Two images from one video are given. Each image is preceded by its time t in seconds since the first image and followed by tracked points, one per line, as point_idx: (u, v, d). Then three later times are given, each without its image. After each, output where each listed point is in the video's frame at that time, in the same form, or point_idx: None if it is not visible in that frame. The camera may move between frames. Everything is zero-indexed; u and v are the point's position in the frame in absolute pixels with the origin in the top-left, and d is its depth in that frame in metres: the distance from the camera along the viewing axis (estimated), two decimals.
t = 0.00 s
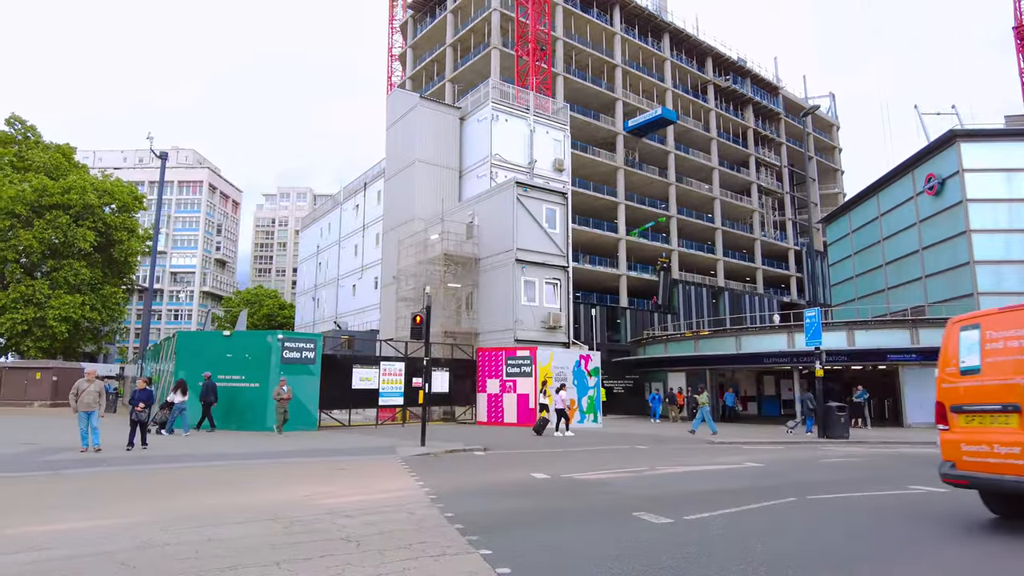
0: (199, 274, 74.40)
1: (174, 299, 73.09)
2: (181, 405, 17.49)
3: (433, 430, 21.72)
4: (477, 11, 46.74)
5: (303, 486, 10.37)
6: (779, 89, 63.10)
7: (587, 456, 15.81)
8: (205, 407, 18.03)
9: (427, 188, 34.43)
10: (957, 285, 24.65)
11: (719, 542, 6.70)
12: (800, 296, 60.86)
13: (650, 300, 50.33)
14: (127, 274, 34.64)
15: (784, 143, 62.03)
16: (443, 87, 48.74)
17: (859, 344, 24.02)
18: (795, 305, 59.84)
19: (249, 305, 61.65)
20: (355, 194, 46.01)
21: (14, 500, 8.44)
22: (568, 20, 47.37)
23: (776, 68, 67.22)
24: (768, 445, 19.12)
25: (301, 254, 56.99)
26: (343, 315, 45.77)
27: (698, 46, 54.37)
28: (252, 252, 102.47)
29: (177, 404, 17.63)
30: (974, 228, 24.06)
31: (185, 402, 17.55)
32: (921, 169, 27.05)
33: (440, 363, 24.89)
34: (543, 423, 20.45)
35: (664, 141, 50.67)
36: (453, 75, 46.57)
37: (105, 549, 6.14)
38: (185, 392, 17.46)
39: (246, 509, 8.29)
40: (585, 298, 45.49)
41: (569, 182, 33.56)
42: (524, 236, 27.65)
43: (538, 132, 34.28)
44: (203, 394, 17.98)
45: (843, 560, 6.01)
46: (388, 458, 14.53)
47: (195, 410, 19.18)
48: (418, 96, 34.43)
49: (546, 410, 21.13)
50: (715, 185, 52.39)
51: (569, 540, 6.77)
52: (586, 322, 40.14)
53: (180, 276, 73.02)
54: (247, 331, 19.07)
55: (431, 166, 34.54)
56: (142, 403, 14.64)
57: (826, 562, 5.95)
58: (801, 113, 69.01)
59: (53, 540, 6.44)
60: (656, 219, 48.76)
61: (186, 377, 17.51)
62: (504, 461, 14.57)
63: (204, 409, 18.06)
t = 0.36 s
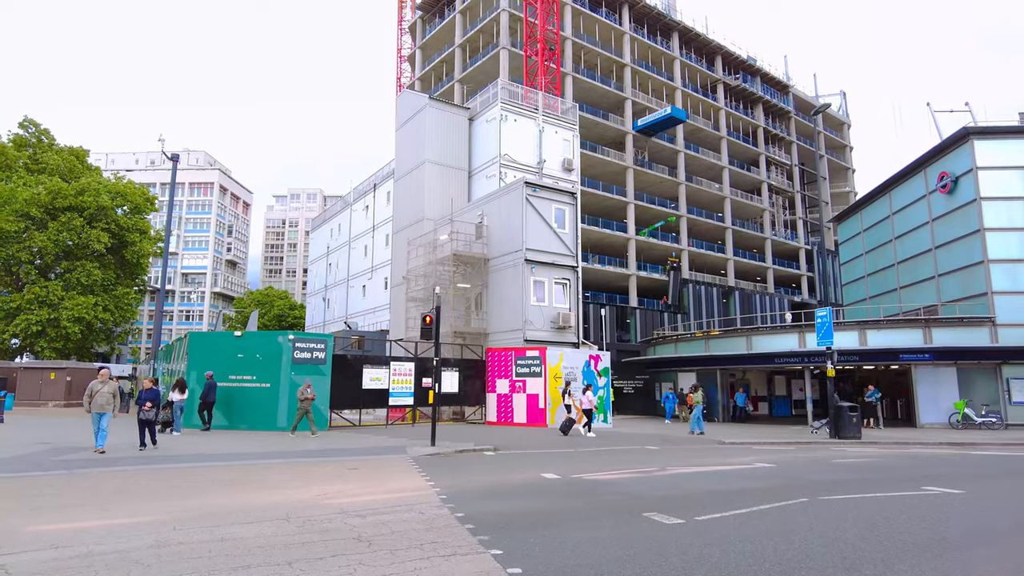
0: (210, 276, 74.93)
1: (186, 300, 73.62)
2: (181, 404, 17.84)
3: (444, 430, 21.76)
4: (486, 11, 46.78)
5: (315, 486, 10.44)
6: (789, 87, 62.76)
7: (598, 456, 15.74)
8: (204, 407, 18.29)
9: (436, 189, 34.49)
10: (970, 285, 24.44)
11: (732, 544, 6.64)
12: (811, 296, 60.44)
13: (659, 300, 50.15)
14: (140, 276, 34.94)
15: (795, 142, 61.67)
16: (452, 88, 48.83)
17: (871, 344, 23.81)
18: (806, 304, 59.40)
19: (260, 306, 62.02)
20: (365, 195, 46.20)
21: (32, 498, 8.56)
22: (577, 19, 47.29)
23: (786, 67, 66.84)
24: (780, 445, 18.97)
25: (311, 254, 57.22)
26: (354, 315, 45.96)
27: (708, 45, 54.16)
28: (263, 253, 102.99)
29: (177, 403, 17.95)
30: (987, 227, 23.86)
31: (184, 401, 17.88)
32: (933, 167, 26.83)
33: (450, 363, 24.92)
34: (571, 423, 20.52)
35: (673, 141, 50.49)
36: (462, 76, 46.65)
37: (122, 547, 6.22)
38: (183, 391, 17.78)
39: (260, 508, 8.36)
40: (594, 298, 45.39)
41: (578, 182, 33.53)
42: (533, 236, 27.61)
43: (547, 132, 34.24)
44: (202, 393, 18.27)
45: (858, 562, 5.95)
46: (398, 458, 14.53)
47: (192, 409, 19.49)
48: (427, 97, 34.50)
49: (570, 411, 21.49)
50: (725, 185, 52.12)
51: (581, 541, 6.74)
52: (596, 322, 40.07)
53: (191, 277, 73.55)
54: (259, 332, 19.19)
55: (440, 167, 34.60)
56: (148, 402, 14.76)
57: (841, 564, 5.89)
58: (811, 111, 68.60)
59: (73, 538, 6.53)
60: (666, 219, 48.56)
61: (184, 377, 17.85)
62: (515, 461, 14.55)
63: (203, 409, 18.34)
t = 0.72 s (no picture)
0: (221, 276, 75.38)
1: (197, 300, 74.06)
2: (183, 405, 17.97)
3: (453, 430, 21.76)
4: (494, 12, 46.78)
5: (326, 485, 10.45)
6: (799, 85, 62.43)
7: (608, 457, 15.68)
8: (205, 407, 18.43)
9: (445, 189, 34.55)
10: (984, 284, 24.22)
11: (744, 546, 6.58)
12: (822, 295, 60.06)
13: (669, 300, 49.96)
14: (151, 277, 35.17)
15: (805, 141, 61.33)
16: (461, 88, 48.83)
17: (883, 343, 23.59)
18: (817, 304, 59.02)
19: (271, 306, 62.30)
20: (374, 196, 46.33)
21: (46, 497, 8.62)
22: (586, 19, 47.19)
23: (796, 65, 66.45)
24: (791, 446, 18.85)
25: (320, 255, 57.39)
26: (363, 315, 46.09)
27: (717, 43, 53.95)
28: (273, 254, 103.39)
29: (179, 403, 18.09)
30: (1002, 225, 23.64)
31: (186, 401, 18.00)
32: (946, 165, 26.61)
33: (459, 363, 24.94)
34: (597, 424, 20.52)
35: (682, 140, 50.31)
36: (471, 76, 46.69)
37: (136, 546, 6.26)
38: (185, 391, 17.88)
39: (271, 508, 8.38)
40: (603, 298, 45.29)
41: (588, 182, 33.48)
42: (543, 236, 27.58)
43: (556, 131, 34.20)
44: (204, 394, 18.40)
45: (871, 564, 5.90)
46: (408, 458, 14.52)
47: (193, 409, 19.63)
48: (436, 98, 34.57)
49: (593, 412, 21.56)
50: (735, 184, 51.89)
51: (592, 542, 6.71)
52: (605, 322, 39.95)
53: (202, 277, 73.96)
54: (270, 332, 19.26)
55: (449, 167, 34.65)
56: (158, 403, 14.86)
57: (854, 565, 5.84)
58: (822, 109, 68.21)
59: (87, 537, 6.57)
60: (676, 218, 48.39)
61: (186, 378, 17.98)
62: (525, 461, 14.53)
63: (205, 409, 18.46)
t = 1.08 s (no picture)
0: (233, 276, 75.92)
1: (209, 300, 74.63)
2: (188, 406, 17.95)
3: (463, 430, 21.77)
4: (504, 12, 46.77)
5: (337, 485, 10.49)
6: (810, 83, 62.01)
7: (618, 457, 15.63)
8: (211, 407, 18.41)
9: (455, 190, 34.59)
10: (1000, 282, 23.96)
11: (755, 546, 6.54)
12: (834, 294, 59.60)
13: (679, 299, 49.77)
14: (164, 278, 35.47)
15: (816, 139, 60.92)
16: (470, 88, 48.88)
17: (896, 343, 23.37)
18: (829, 303, 58.59)
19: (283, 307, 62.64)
20: (385, 196, 46.47)
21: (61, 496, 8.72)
22: (596, 18, 47.09)
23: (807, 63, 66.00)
24: (803, 446, 18.71)
25: (331, 255, 57.67)
26: (374, 315, 46.26)
27: (727, 41, 53.67)
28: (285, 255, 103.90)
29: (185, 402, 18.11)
30: (1018, 223, 23.36)
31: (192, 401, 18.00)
32: (960, 163, 26.34)
33: (469, 363, 25.00)
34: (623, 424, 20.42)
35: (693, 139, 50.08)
36: (480, 76, 46.73)
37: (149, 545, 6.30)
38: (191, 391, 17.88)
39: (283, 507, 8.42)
40: (613, 298, 45.18)
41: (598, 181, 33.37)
42: (552, 236, 27.56)
43: (565, 131, 34.14)
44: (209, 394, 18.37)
45: (886, 565, 5.84)
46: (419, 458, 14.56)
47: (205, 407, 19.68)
48: (446, 98, 34.61)
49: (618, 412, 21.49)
50: (746, 183, 51.60)
51: (603, 542, 6.69)
52: (615, 322, 39.86)
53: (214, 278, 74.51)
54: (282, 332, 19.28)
55: (458, 167, 34.67)
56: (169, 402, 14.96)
57: (868, 566, 5.79)
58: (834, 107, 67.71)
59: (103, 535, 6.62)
60: (686, 217, 48.20)
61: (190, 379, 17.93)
62: (535, 461, 14.52)
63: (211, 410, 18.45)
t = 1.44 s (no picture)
0: (248, 278, 76.46)
1: (224, 301, 75.19)
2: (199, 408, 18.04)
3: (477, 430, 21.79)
4: (515, 12, 46.73)
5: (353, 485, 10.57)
6: (825, 80, 61.43)
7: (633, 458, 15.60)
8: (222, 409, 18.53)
9: (467, 190, 34.64)
10: (1020, 280, 23.56)
11: (771, 545, 6.53)
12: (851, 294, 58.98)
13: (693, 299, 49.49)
14: (180, 279, 35.83)
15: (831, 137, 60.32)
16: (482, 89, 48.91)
17: (913, 342, 23.05)
18: (845, 302, 57.98)
19: (296, 308, 62.96)
20: (398, 197, 46.61)
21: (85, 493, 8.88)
22: (608, 17, 46.93)
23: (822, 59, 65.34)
24: (819, 446, 18.52)
25: (344, 256, 57.86)
26: (387, 316, 46.41)
27: (740, 39, 53.28)
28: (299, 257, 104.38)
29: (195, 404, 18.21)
30: None
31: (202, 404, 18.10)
32: (980, 159, 25.99)
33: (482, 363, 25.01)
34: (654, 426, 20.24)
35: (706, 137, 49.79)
36: (492, 76, 46.75)
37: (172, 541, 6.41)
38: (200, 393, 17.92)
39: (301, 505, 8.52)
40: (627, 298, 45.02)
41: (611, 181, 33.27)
42: (565, 235, 27.52)
43: (578, 130, 34.09)
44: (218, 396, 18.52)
45: (906, 565, 5.81)
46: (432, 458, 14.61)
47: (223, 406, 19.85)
48: (458, 98, 34.64)
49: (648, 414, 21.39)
50: (760, 181, 51.24)
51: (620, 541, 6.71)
52: (628, 321, 39.71)
53: (230, 279, 75.12)
54: (297, 332, 19.38)
55: (470, 168, 34.69)
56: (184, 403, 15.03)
57: (886, 566, 5.77)
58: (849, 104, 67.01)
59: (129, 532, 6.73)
60: (700, 216, 47.94)
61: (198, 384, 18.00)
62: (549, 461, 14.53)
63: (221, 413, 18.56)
